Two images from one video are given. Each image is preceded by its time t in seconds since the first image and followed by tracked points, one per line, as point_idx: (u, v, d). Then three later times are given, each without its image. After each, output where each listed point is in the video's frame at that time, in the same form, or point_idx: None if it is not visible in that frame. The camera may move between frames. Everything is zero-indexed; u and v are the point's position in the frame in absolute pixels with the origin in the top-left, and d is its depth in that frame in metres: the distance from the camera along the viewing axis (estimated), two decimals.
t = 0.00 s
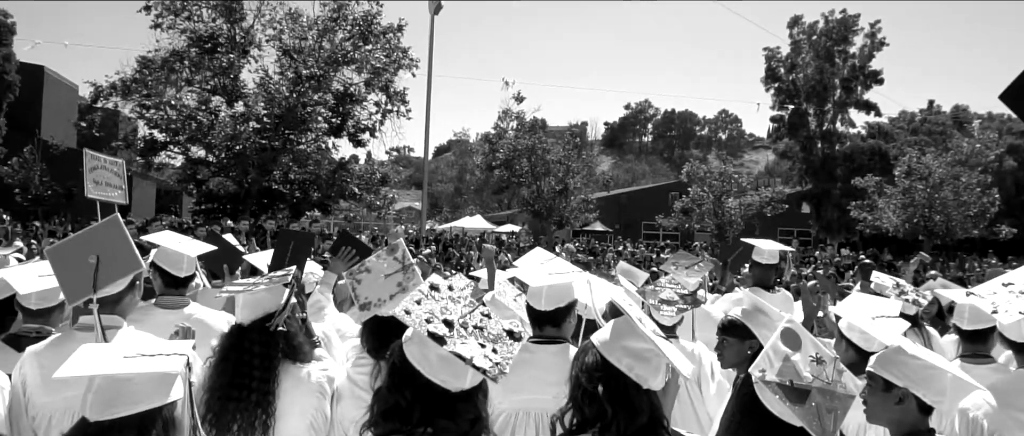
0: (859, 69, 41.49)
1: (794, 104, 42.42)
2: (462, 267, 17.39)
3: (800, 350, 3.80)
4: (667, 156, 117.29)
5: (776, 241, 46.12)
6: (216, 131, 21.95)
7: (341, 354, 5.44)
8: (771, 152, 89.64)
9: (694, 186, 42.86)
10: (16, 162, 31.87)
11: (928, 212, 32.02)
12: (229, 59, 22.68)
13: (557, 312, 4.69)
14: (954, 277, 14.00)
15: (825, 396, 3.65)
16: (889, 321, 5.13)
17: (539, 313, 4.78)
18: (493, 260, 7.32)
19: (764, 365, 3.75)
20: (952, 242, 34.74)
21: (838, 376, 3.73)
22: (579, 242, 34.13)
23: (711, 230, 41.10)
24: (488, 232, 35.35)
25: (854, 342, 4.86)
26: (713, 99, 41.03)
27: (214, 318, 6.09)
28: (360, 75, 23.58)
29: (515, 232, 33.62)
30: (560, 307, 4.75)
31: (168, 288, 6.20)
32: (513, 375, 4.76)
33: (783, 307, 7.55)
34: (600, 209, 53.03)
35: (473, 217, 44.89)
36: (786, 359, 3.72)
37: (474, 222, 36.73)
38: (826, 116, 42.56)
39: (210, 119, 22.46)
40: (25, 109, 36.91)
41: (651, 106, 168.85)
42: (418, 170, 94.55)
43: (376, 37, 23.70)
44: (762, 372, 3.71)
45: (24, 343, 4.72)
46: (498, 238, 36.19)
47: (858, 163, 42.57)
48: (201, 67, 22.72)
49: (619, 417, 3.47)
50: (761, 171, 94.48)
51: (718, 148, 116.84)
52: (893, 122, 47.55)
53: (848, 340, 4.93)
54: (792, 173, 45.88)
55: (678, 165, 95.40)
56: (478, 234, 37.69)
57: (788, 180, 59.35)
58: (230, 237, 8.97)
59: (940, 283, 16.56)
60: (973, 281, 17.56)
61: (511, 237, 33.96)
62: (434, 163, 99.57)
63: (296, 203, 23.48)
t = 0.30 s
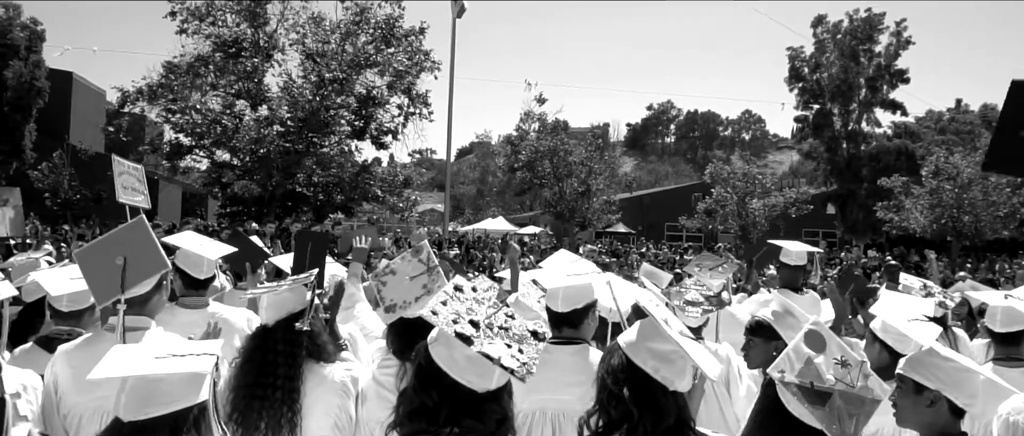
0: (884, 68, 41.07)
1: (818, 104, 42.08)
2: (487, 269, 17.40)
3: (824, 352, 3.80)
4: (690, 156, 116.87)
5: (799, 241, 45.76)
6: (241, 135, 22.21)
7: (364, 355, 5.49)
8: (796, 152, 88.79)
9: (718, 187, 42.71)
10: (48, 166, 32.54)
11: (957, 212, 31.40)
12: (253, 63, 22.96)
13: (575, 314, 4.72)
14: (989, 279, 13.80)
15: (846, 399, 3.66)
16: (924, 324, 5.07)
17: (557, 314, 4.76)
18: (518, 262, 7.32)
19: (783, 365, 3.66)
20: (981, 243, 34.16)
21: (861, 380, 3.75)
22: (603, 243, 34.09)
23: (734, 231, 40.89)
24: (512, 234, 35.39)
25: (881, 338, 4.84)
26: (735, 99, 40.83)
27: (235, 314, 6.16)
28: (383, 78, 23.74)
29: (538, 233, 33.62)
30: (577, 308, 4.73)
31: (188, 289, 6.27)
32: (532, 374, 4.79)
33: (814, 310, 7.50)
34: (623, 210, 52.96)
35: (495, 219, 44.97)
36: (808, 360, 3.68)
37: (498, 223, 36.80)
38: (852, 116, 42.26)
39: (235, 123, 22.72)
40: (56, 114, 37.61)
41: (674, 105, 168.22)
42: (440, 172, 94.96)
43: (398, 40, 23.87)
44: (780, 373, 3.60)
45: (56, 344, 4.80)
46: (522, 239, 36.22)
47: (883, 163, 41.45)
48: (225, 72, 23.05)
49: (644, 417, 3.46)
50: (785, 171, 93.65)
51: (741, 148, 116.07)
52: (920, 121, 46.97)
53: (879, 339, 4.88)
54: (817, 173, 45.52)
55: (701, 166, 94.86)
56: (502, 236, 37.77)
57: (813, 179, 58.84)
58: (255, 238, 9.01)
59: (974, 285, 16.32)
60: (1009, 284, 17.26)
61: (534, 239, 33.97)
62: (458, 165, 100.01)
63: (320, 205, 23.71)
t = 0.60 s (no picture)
0: (909, 66, 40.63)
1: (842, 103, 41.72)
2: (507, 271, 17.43)
3: (846, 354, 3.72)
4: (712, 157, 116.29)
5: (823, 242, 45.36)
6: (265, 137, 22.18)
7: (390, 359, 5.57)
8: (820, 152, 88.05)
9: (741, 187, 42.51)
10: (75, 170, 33.08)
11: (985, 212, 30.73)
12: (276, 67, 23.27)
13: (590, 315, 4.77)
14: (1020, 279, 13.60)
15: (864, 403, 3.58)
16: (958, 328, 4.95)
17: (573, 317, 4.83)
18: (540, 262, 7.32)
19: (796, 363, 3.72)
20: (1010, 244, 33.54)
21: (885, 385, 3.64)
22: (625, 244, 34.03)
23: (757, 232, 40.60)
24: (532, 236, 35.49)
25: (911, 340, 4.78)
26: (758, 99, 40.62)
27: (253, 311, 6.31)
28: (404, 80, 23.95)
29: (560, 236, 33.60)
30: (593, 309, 4.79)
31: (206, 292, 6.33)
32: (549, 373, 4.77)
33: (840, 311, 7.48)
34: (645, 211, 52.88)
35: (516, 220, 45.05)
36: (824, 362, 3.66)
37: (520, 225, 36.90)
38: (876, 115, 41.91)
39: (258, 127, 22.96)
40: (84, 119, 38.28)
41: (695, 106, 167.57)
42: (461, 175, 95.52)
43: (419, 43, 24.08)
44: (795, 374, 3.66)
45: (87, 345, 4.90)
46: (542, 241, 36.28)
47: (908, 162, 40.19)
48: (249, 75, 23.33)
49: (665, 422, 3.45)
50: (808, 172, 92.92)
51: (764, 149, 115.20)
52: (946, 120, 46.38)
53: (911, 342, 4.81)
54: (841, 173, 45.12)
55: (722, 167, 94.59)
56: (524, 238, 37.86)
57: (837, 179, 58.32)
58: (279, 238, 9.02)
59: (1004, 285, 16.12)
60: None
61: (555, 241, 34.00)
62: (479, 166, 100.48)
63: (342, 208, 23.98)
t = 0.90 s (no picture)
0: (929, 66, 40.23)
1: (862, 104, 41.40)
2: (525, 272, 17.45)
3: (863, 356, 3.68)
4: (730, 158, 115.71)
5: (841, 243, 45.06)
6: (282, 139, 22.36)
7: (407, 359, 5.59)
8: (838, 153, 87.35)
9: (759, 189, 42.34)
10: (95, 171, 33.47)
11: (1007, 215, 30.35)
12: (293, 69, 23.41)
13: (601, 316, 4.75)
14: None
15: (878, 406, 3.56)
16: (984, 330, 4.87)
17: (587, 317, 4.83)
18: (554, 264, 7.32)
19: (810, 364, 3.70)
20: None
21: (901, 387, 3.59)
22: (642, 245, 33.94)
23: (775, 233, 40.40)
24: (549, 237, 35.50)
25: (937, 343, 4.75)
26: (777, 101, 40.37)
27: (267, 311, 6.34)
28: (421, 82, 24.08)
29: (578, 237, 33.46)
30: (604, 311, 4.78)
31: (220, 293, 6.37)
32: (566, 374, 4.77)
33: (861, 314, 7.50)
34: (662, 213, 52.77)
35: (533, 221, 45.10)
36: (837, 363, 3.65)
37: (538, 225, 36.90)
38: (896, 116, 41.64)
39: (275, 128, 23.12)
40: (105, 121, 38.69)
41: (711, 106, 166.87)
42: (477, 176, 95.71)
43: (435, 44, 24.13)
44: (806, 374, 3.64)
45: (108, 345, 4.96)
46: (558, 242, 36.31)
47: (929, 165, 41.27)
48: (267, 77, 23.50)
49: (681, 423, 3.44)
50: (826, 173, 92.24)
51: (782, 150, 114.40)
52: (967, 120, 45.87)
53: (938, 345, 4.77)
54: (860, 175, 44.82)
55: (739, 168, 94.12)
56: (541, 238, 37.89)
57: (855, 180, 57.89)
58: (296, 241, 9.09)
59: None
60: None
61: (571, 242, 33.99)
62: (495, 167, 100.65)
63: (359, 209, 24.10)
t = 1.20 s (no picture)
0: (950, 64, 39.82)
1: (881, 103, 41.10)
2: (544, 272, 17.48)
3: (882, 356, 3.61)
4: (748, 158, 115.06)
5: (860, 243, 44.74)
6: (300, 141, 22.65)
7: (424, 358, 5.60)
8: (857, 152, 86.63)
9: (777, 189, 42.17)
10: (117, 173, 33.92)
11: None
12: (311, 71, 23.55)
13: (616, 316, 4.73)
14: None
15: (893, 407, 3.53)
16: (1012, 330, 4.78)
17: (602, 317, 4.81)
18: (571, 263, 7.32)
19: (826, 364, 3.66)
20: None
21: (920, 388, 3.54)
22: (659, 246, 33.84)
23: (794, 233, 40.18)
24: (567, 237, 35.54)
25: (965, 344, 4.68)
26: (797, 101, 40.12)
27: (285, 311, 6.36)
28: (438, 83, 24.19)
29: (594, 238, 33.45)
30: (618, 310, 4.75)
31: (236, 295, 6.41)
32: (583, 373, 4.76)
33: (886, 316, 7.44)
34: (679, 213, 52.65)
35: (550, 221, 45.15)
36: (853, 363, 3.59)
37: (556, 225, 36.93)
38: (917, 115, 41.43)
39: (293, 130, 23.28)
40: (127, 123, 39.13)
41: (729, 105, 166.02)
42: (494, 176, 96.00)
43: (453, 45, 24.21)
44: (820, 374, 3.62)
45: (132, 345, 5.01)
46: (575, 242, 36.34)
47: (951, 163, 39.60)
48: (285, 79, 23.66)
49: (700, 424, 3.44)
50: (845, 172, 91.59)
51: (800, 150, 113.53)
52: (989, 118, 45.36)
53: (965, 346, 4.72)
54: (879, 174, 44.47)
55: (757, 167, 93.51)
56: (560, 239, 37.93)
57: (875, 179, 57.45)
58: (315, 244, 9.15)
59: None
60: None
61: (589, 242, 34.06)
62: (512, 168, 100.84)
63: (377, 210, 24.23)
